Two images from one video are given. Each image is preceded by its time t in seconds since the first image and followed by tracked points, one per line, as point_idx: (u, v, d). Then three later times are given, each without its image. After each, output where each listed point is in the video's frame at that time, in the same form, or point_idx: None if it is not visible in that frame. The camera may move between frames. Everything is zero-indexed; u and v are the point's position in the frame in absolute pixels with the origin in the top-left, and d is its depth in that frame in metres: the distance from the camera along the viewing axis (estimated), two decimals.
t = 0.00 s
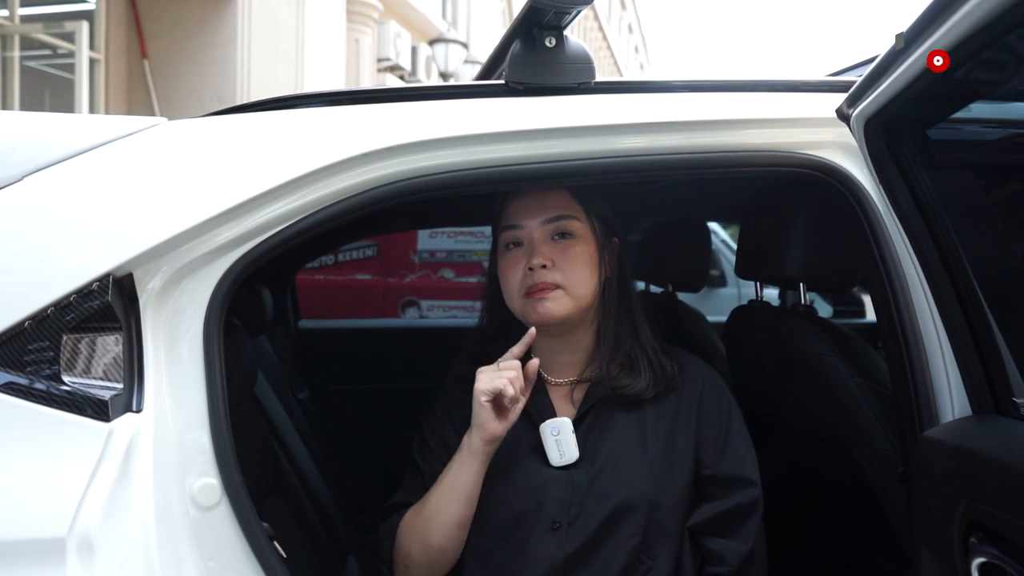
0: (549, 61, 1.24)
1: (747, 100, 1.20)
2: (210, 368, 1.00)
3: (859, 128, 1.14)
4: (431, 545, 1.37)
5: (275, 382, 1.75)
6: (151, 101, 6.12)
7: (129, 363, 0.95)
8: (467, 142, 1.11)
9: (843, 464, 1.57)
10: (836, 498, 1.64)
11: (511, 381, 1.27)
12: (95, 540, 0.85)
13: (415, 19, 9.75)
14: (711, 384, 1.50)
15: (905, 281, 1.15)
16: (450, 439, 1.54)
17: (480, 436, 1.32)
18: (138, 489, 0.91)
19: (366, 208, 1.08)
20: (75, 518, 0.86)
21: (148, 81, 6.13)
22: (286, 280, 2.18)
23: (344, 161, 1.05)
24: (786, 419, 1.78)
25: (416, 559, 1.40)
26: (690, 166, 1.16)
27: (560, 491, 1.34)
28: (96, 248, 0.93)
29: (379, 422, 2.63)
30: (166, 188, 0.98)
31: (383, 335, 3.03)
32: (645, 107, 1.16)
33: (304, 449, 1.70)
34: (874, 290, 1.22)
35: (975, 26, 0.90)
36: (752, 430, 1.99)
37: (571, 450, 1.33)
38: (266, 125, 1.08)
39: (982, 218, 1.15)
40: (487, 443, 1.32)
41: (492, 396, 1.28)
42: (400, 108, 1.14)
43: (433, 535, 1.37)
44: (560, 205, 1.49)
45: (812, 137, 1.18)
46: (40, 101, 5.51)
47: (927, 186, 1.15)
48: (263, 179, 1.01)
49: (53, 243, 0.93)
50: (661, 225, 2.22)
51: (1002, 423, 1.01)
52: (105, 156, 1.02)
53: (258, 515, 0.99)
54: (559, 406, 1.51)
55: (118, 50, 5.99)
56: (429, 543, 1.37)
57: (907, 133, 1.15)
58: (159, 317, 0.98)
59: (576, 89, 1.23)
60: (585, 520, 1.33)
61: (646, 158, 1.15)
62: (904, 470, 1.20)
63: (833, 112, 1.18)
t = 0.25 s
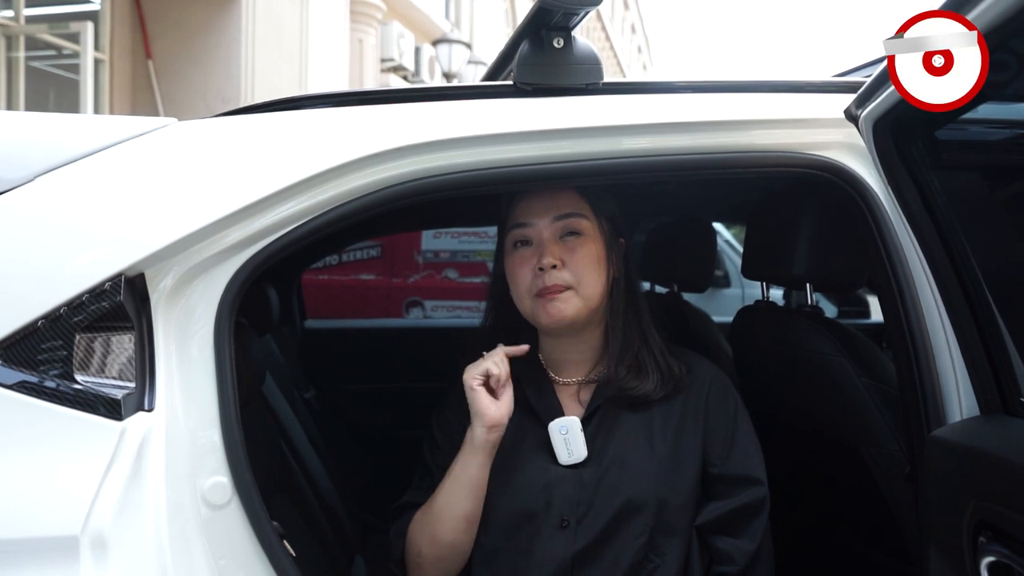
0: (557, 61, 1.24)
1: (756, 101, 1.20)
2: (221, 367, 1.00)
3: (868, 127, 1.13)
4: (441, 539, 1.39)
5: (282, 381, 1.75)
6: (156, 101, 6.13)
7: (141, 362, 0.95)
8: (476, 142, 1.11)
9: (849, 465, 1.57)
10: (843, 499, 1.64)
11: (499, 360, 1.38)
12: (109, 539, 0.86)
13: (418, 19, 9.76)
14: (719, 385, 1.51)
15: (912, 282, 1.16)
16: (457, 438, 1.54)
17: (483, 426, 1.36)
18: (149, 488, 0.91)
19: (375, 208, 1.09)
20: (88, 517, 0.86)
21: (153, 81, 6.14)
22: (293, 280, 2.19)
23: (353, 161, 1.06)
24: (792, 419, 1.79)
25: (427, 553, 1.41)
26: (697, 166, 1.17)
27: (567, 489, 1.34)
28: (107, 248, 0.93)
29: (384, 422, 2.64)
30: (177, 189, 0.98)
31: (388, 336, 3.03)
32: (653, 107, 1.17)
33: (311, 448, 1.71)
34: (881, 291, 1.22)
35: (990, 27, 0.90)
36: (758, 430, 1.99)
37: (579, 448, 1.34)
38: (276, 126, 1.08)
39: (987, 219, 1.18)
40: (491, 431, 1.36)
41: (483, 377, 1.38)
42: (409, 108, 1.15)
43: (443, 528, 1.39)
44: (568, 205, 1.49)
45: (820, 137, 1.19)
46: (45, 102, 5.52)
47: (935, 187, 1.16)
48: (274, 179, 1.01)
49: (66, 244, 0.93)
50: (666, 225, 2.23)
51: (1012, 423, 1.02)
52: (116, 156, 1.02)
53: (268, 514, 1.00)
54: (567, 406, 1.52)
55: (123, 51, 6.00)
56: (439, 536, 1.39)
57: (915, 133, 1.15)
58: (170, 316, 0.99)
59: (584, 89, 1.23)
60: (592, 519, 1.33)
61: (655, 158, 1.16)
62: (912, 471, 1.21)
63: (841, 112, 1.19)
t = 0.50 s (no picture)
0: (563, 63, 1.24)
1: (762, 102, 1.20)
2: (229, 368, 1.01)
3: (875, 128, 1.14)
4: (457, 549, 1.39)
5: (287, 382, 1.76)
6: (159, 103, 6.14)
7: (150, 364, 0.96)
8: (483, 144, 1.12)
9: (855, 465, 1.58)
10: (849, 500, 1.64)
11: (512, 374, 1.35)
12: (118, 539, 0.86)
13: (421, 20, 9.76)
14: (722, 386, 1.50)
15: (918, 283, 1.16)
16: (463, 439, 1.54)
17: (495, 438, 1.35)
18: (158, 489, 0.91)
19: (382, 210, 1.09)
20: (98, 518, 0.86)
21: (156, 82, 6.15)
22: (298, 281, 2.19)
23: (361, 163, 1.06)
24: (798, 420, 1.79)
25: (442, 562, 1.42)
26: (703, 167, 1.17)
27: (573, 489, 1.35)
28: (117, 249, 0.94)
29: (388, 422, 2.64)
30: (185, 191, 0.99)
31: (392, 336, 3.04)
32: (660, 108, 1.17)
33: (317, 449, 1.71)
34: (887, 292, 1.22)
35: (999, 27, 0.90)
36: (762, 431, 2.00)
37: (584, 450, 1.34)
38: (283, 128, 1.08)
39: (994, 218, 1.15)
40: (503, 443, 1.35)
41: (495, 390, 1.36)
42: (416, 110, 1.15)
43: (459, 540, 1.39)
44: (571, 210, 1.49)
45: (825, 138, 1.19)
46: (49, 102, 5.53)
47: (942, 187, 1.16)
48: (281, 181, 1.02)
49: (75, 245, 0.94)
50: (670, 226, 2.23)
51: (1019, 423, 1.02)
52: (124, 158, 1.02)
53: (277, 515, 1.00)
54: (570, 407, 1.52)
55: (127, 51, 6.01)
56: (456, 549, 1.39)
57: (921, 134, 1.15)
58: (178, 317, 0.99)
59: (590, 91, 1.23)
60: (598, 520, 1.33)
61: (661, 160, 1.16)
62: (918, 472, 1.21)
63: (847, 113, 1.19)
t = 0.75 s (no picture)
0: (565, 63, 1.24)
1: (764, 102, 1.20)
2: (231, 368, 1.01)
3: (877, 126, 1.14)
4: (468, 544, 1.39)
5: (290, 382, 1.76)
6: (163, 103, 6.15)
7: (152, 364, 0.96)
8: (485, 144, 1.12)
9: (857, 465, 1.58)
10: (851, 501, 1.64)
11: (517, 368, 1.36)
12: (120, 539, 0.86)
13: (424, 20, 9.76)
14: (721, 385, 1.51)
15: (921, 283, 1.16)
16: (465, 439, 1.54)
17: (501, 430, 1.36)
18: (160, 489, 0.92)
19: (384, 210, 1.09)
20: (100, 518, 0.86)
21: (159, 82, 6.16)
22: (301, 280, 2.20)
23: (363, 163, 1.06)
24: (800, 420, 1.79)
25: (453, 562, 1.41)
26: (705, 167, 1.17)
27: (575, 488, 1.34)
28: (118, 249, 0.94)
29: (390, 422, 2.64)
30: (188, 191, 0.99)
31: (395, 336, 3.04)
32: (662, 108, 1.17)
33: (319, 450, 1.71)
34: (890, 291, 1.22)
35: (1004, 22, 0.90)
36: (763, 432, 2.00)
37: (584, 449, 1.34)
38: (285, 128, 1.08)
39: (996, 219, 1.16)
40: (509, 434, 1.36)
41: (502, 381, 1.36)
42: (418, 110, 1.15)
43: (467, 536, 1.38)
44: (576, 214, 1.49)
45: (828, 137, 1.19)
46: (52, 103, 5.54)
47: (945, 187, 1.15)
48: (283, 181, 1.02)
49: (77, 245, 0.94)
50: (672, 226, 2.23)
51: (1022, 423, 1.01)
52: (127, 159, 1.03)
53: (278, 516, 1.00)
54: (570, 407, 1.51)
55: (129, 52, 6.02)
56: (464, 546, 1.39)
57: (924, 133, 1.15)
58: (180, 317, 0.99)
59: (592, 91, 1.23)
60: (600, 519, 1.33)
61: (663, 160, 1.16)
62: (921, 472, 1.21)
63: (849, 113, 1.18)
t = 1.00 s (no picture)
0: (566, 62, 1.24)
1: (765, 101, 1.20)
2: (231, 367, 1.01)
3: (877, 125, 1.14)
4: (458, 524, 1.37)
5: (291, 382, 1.76)
6: (165, 103, 6.15)
7: (152, 363, 0.96)
8: (484, 142, 1.11)
9: (858, 465, 1.57)
10: (852, 500, 1.64)
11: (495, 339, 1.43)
12: (120, 539, 0.86)
13: (426, 20, 9.76)
14: (719, 382, 1.51)
15: (922, 282, 1.16)
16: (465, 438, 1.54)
17: (481, 400, 1.40)
18: (160, 488, 0.91)
19: (384, 209, 1.09)
20: (99, 517, 0.86)
21: (162, 82, 6.16)
22: (302, 280, 2.19)
23: (362, 162, 1.06)
24: (801, 420, 1.79)
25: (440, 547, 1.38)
26: (706, 166, 1.16)
27: (575, 487, 1.34)
28: (117, 249, 0.94)
29: (392, 422, 2.64)
30: (187, 190, 0.99)
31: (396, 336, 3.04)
32: (663, 107, 1.17)
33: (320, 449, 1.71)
34: (892, 290, 1.22)
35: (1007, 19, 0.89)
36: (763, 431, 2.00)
37: (581, 446, 1.34)
38: (285, 127, 1.08)
39: (999, 217, 1.14)
40: (488, 404, 1.40)
41: (480, 354, 1.42)
42: (417, 109, 1.15)
43: (455, 514, 1.36)
44: (573, 215, 1.49)
45: (829, 136, 1.18)
46: (55, 103, 5.54)
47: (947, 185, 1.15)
48: (283, 180, 1.02)
49: (77, 244, 0.94)
50: (674, 225, 2.22)
51: None
52: (126, 158, 1.02)
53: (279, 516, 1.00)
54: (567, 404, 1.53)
55: (132, 52, 6.02)
56: (452, 527, 1.36)
57: (926, 132, 1.14)
58: (180, 316, 0.99)
59: (593, 90, 1.23)
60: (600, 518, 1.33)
61: (664, 158, 1.15)
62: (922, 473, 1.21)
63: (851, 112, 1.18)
